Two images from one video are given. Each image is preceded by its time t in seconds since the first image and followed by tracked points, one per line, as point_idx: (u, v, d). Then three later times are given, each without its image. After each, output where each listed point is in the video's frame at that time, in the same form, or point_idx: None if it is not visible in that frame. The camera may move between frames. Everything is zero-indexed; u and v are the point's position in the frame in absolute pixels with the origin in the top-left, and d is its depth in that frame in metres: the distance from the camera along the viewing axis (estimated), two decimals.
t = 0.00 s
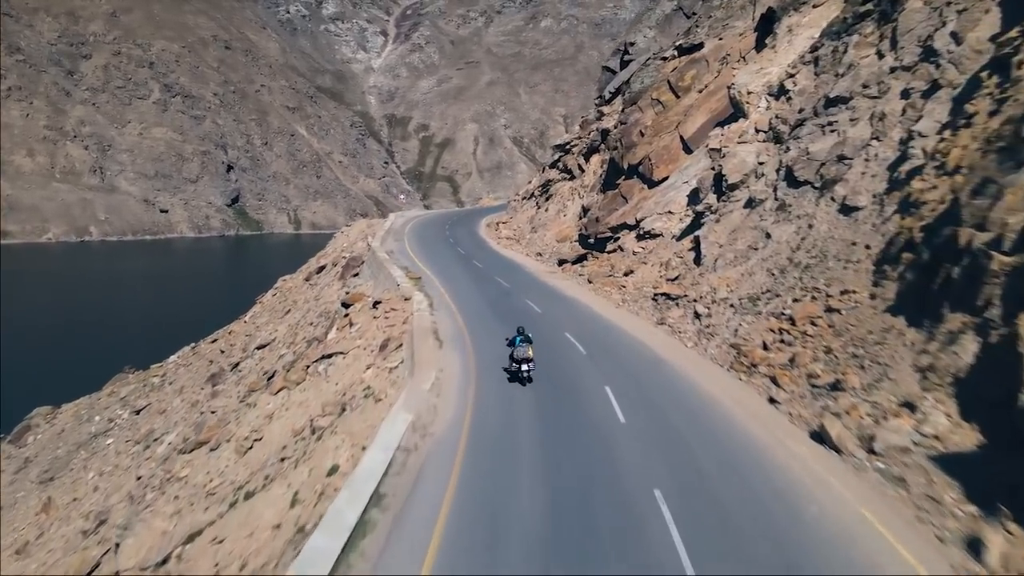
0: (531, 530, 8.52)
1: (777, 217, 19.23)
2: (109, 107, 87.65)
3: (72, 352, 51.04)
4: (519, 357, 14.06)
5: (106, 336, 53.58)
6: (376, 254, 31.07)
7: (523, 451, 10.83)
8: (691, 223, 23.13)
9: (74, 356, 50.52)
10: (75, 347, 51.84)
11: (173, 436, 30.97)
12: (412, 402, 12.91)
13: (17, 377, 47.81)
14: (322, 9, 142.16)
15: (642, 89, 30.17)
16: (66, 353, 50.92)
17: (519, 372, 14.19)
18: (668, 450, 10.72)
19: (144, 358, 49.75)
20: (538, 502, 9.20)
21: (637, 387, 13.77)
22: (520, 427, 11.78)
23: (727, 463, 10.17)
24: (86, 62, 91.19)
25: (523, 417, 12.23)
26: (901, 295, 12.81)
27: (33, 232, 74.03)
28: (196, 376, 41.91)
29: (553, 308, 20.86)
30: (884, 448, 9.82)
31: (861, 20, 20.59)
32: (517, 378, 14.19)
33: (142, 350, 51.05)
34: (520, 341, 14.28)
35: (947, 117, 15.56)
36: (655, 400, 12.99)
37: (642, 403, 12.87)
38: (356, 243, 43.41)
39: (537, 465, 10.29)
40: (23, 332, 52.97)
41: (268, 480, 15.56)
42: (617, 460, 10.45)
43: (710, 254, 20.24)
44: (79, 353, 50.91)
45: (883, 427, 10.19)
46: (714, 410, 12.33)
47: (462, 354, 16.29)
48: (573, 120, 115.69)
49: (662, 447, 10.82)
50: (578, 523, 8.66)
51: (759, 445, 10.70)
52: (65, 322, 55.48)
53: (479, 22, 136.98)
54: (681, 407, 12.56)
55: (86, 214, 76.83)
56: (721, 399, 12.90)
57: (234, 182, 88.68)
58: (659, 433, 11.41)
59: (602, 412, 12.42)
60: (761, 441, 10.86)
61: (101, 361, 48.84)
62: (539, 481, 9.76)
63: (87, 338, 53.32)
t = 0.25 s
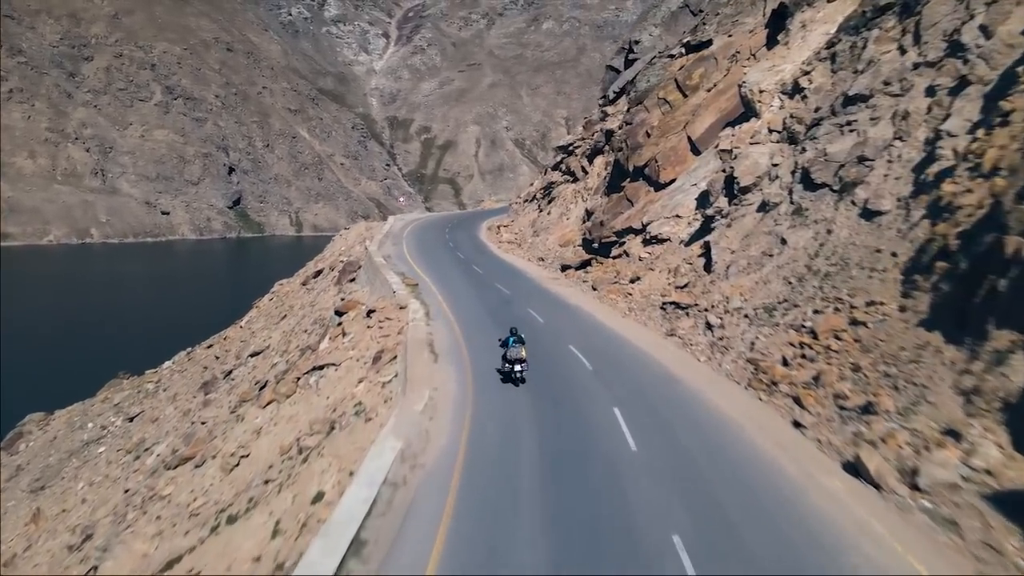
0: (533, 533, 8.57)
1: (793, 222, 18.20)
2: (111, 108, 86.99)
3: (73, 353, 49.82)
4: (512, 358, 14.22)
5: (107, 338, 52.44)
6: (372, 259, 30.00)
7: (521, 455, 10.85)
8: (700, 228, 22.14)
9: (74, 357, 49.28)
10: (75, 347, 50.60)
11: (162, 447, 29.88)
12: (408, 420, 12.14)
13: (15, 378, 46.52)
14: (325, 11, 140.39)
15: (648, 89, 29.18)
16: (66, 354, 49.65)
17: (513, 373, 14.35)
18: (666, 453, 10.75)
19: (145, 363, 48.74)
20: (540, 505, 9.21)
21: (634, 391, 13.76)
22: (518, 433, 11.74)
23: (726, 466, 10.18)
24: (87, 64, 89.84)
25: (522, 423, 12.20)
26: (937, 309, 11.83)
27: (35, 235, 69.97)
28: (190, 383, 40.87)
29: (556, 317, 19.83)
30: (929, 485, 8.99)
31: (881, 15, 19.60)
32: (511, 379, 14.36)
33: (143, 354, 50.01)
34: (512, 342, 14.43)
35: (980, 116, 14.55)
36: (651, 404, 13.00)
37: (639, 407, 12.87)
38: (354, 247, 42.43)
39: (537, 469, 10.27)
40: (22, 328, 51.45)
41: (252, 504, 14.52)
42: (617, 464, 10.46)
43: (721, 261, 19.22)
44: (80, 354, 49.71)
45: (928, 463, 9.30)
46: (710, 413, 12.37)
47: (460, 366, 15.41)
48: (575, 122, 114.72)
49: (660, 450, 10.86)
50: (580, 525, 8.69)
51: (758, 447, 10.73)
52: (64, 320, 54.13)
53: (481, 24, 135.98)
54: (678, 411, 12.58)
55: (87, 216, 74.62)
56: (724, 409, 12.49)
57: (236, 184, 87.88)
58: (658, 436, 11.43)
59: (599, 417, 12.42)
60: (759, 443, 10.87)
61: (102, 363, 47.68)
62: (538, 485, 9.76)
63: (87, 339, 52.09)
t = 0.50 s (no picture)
0: (532, 539, 8.45)
1: (813, 227, 17.14)
2: (115, 109, 86.07)
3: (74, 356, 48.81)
4: (507, 359, 14.20)
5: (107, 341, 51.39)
6: (369, 264, 29.02)
7: (521, 464, 10.68)
8: (711, 233, 21.17)
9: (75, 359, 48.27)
10: (76, 350, 49.57)
11: (154, 458, 28.89)
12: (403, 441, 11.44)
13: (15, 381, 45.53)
14: (329, 13, 139.73)
15: (657, 87, 28.16)
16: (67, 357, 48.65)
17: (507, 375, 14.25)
18: (667, 460, 10.63)
19: (146, 366, 47.66)
20: (539, 513, 9.07)
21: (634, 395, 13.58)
22: (516, 439, 11.56)
23: (729, 474, 10.05)
24: (93, 65, 89.32)
25: (520, 429, 12.02)
26: (980, 325, 10.84)
27: (39, 236, 69.94)
28: (186, 388, 39.89)
29: (561, 327, 18.83)
30: (988, 531, 8.12)
31: (905, 8, 18.54)
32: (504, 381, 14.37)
33: (144, 356, 48.98)
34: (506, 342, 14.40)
35: (1019, 114, 13.49)
36: (651, 409, 12.85)
37: (639, 412, 12.72)
38: (353, 250, 41.53)
39: (537, 478, 10.10)
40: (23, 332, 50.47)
41: (234, 530, 13.47)
42: (617, 471, 10.34)
43: (735, 268, 18.21)
44: (79, 357, 48.64)
45: (982, 506, 8.42)
46: (711, 418, 12.21)
47: (459, 378, 14.73)
48: (579, 124, 113.73)
49: (660, 456, 10.75)
50: (583, 533, 8.57)
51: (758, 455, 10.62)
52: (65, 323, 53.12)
53: (485, 25, 134.99)
54: (678, 416, 12.43)
55: (90, 217, 73.73)
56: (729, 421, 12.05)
57: (240, 186, 87.11)
58: (658, 443, 11.27)
59: (598, 423, 12.25)
60: (760, 450, 10.76)
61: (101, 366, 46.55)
62: (538, 493, 9.62)
63: (89, 342, 51.06)
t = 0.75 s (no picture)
0: (534, 544, 8.55)
1: (835, 233, 16.07)
2: (121, 109, 85.02)
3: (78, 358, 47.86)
4: (499, 359, 14.27)
5: (110, 344, 50.38)
6: (369, 268, 28.03)
7: (520, 471, 10.63)
8: (725, 238, 20.19)
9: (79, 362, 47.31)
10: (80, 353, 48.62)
11: (146, 467, 27.92)
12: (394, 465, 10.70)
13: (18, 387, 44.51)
14: (334, 12, 138.46)
15: (667, 85, 27.11)
16: (70, 360, 47.65)
17: (499, 373, 14.40)
18: (666, 464, 10.66)
19: (150, 367, 46.70)
20: (541, 521, 9.07)
21: (632, 398, 13.53)
22: (515, 446, 11.49)
23: (728, 477, 10.07)
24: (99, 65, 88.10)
25: (519, 435, 11.97)
26: None
27: (44, 236, 69.15)
28: (184, 393, 38.95)
29: (566, 338, 17.76)
30: None
31: None
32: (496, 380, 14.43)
33: (147, 359, 47.96)
34: (499, 343, 14.49)
35: None
36: (649, 412, 12.80)
37: (637, 415, 12.67)
38: (354, 252, 40.64)
39: (537, 485, 10.09)
40: (26, 336, 49.44)
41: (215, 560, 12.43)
42: (617, 476, 10.37)
43: (752, 276, 17.18)
44: (84, 360, 47.68)
45: None
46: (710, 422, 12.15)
47: (457, 388, 14.26)
48: (585, 124, 112.58)
49: (659, 460, 10.79)
50: (585, 537, 8.66)
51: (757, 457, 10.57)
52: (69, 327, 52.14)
53: (491, 24, 133.76)
54: (676, 419, 12.40)
55: (96, 216, 73.32)
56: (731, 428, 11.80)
57: (245, 185, 86.18)
58: (657, 448, 11.28)
59: (596, 426, 12.24)
60: (758, 451, 10.74)
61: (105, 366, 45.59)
62: (538, 500, 9.62)
63: (92, 345, 50.09)
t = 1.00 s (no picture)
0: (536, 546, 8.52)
1: (863, 238, 15.00)
2: (128, 109, 83.15)
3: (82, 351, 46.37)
4: (493, 358, 14.26)
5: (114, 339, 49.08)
6: (369, 272, 27.11)
7: (522, 472, 10.53)
8: (741, 243, 19.20)
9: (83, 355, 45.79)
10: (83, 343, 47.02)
11: (139, 478, 26.95)
12: (387, 492, 9.95)
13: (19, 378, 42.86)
14: (341, 12, 137.40)
15: (679, 81, 26.03)
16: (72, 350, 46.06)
17: (492, 372, 14.45)
18: (671, 475, 10.43)
19: (155, 369, 45.80)
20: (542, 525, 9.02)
21: (635, 404, 13.23)
22: (515, 453, 11.19)
23: (736, 490, 9.86)
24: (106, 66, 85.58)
25: (521, 440, 11.66)
26: None
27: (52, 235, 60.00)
28: (183, 397, 38.02)
29: (574, 350, 16.72)
30: None
31: None
32: (490, 379, 14.40)
33: (152, 360, 47.02)
34: (494, 342, 14.47)
35: None
36: (652, 419, 12.48)
37: (641, 423, 12.35)
38: (356, 255, 39.82)
39: (537, 487, 10.02)
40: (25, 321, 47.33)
41: None
42: (621, 485, 10.15)
43: (771, 283, 16.16)
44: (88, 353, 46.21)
45: None
46: (716, 432, 11.82)
47: (456, 397, 13.64)
48: (592, 123, 111.43)
49: (664, 470, 10.57)
50: (593, 547, 8.49)
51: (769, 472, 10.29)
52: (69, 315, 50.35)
53: (498, 24, 132.61)
54: (681, 427, 12.09)
55: (104, 216, 68.31)
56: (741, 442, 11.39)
57: (252, 185, 85.94)
58: (662, 457, 11.01)
59: (597, 432, 11.95)
60: (769, 466, 10.47)
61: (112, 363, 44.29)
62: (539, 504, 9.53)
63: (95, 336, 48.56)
